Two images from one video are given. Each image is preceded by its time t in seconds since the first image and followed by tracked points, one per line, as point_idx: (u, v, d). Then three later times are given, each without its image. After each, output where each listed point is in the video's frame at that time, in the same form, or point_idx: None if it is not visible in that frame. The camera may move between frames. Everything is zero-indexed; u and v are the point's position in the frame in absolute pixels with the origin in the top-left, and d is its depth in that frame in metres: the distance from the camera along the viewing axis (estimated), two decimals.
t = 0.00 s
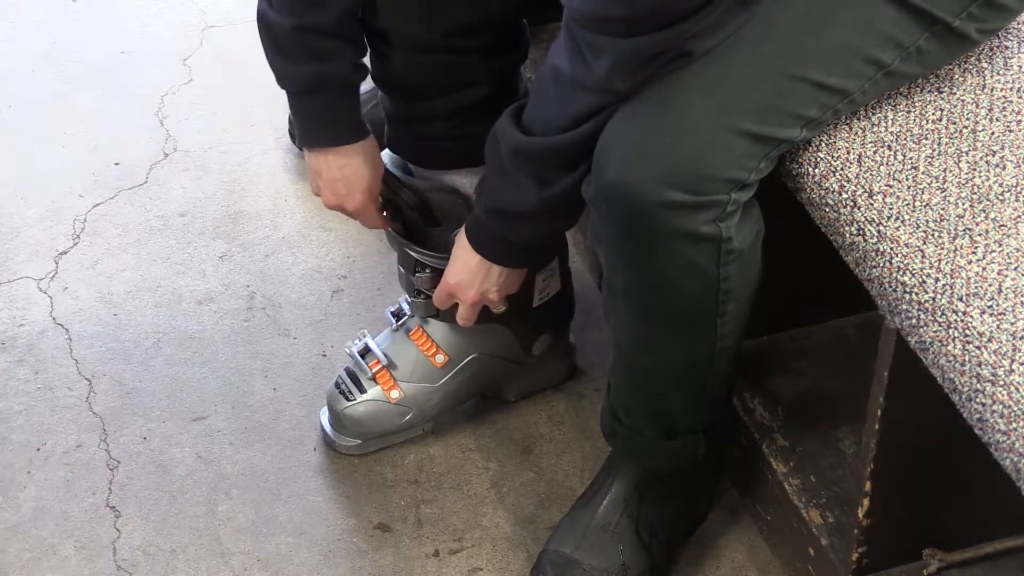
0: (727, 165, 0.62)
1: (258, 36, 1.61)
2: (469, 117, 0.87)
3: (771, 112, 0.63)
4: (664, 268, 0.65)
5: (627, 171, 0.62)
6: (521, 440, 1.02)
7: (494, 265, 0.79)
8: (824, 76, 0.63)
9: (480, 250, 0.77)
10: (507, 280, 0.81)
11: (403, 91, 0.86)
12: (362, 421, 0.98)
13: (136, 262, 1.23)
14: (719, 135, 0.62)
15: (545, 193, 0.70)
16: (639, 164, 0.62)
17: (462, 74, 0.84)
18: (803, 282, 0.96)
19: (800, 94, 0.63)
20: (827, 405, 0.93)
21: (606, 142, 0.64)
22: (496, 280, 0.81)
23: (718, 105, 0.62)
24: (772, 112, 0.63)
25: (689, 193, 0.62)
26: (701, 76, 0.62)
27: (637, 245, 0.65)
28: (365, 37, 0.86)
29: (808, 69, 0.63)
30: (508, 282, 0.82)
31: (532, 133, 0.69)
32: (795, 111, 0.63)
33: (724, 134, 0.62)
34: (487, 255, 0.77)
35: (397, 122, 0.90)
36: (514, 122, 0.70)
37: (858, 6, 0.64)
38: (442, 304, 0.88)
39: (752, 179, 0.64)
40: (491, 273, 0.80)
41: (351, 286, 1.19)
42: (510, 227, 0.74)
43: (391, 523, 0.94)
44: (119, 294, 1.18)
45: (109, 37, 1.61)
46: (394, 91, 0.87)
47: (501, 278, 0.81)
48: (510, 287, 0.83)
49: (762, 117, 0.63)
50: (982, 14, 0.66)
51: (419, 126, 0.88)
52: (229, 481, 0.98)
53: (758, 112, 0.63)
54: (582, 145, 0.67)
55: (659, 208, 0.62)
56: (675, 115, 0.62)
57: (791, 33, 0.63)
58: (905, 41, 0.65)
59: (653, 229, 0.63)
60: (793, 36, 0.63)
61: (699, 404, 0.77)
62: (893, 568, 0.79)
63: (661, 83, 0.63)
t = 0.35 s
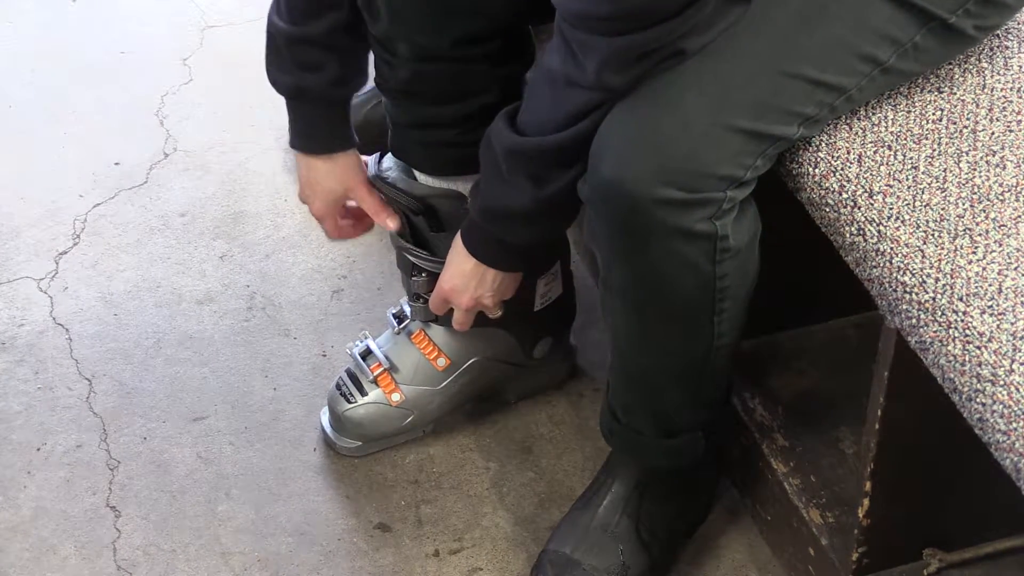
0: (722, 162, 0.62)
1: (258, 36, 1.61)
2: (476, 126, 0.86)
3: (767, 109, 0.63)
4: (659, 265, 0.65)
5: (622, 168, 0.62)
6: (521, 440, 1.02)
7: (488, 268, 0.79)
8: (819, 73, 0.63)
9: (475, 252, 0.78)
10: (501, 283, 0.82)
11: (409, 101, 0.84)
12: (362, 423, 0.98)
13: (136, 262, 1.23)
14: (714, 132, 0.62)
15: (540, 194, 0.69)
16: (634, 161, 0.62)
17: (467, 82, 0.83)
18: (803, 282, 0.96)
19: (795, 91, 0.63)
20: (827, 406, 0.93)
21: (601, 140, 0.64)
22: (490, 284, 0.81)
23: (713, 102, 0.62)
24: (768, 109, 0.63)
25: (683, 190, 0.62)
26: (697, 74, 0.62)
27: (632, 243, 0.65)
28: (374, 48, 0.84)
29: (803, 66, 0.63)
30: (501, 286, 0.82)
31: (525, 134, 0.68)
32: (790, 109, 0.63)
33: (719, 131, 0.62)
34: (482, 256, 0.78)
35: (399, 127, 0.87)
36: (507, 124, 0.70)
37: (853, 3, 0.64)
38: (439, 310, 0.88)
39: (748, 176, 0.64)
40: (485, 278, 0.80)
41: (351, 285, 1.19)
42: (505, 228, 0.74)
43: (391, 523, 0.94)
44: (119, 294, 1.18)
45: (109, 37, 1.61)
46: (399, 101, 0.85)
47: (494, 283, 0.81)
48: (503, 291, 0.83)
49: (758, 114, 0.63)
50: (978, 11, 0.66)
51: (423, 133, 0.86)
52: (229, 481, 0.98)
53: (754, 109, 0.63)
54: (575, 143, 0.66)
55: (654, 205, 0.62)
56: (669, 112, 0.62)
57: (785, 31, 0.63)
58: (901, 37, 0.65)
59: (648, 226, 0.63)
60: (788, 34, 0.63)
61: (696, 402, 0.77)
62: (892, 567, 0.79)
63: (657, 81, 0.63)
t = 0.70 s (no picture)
0: (716, 159, 0.62)
1: (258, 36, 1.61)
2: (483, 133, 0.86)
3: (761, 107, 0.63)
4: (655, 263, 0.65)
5: (617, 166, 0.62)
6: (521, 440, 1.02)
7: (482, 261, 0.79)
8: (814, 70, 0.63)
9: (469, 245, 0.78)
10: (494, 281, 0.81)
11: (416, 107, 0.85)
12: (363, 424, 0.98)
13: (136, 262, 1.23)
14: (708, 130, 0.62)
15: (530, 188, 0.69)
16: (628, 159, 0.62)
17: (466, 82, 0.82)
18: (803, 282, 0.96)
19: (789, 88, 0.63)
20: (828, 406, 0.93)
21: (596, 138, 0.64)
22: (482, 281, 0.81)
23: (708, 100, 0.62)
24: (763, 107, 0.63)
25: (678, 187, 0.62)
26: (691, 72, 0.62)
27: (628, 241, 0.65)
28: (380, 56, 0.84)
29: (797, 63, 0.63)
30: (494, 286, 0.82)
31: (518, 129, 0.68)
32: (785, 106, 0.63)
33: (713, 129, 0.62)
34: (475, 250, 0.77)
35: (403, 131, 0.88)
36: (503, 120, 0.70)
37: (847, 0, 0.64)
38: (432, 313, 0.88)
39: (743, 173, 0.64)
40: (478, 273, 0.80)
41: (351, 285, 1.19)
42: (499, 225, 0.74)
43: (391, 523, 0.94)
44: (119, 294, 1.18)
45: (109, 37, 1.61)
46: (406, 107, 0.85)
47: (487, 280, 0.81)
48: (498, 292, 0.82)
49: (753, 111, 0.63)
50: (973, 7, 0.66)
51: (431, 140, 0.86)
52: (229, 481, 0.98)
53: (748, 106, 0.62)
54: (566, 140, 0.66)
55: (649, 203, 0.62)
56: (663, 109, 0.62)
57: (779, 28, 0.63)
58: (897, 34, 0.65)
59: (643, 224, 0.63)
60: (782, 31, 0.63)
61: (694, 401, 0.77)
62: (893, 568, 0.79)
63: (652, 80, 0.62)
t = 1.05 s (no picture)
0: (713, 156, 0.62)
1: (258, 36, 1.61)
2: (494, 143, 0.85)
3: (758, 103, 0.62)
4: (651, 260, 0.65)
5: (613, 163, 0.62)
6: (521, 440, 1.02)
7: (489, 265, 0.79)
8: (811, 66, 0.63)
9: (476, 249, 0.78)
10: (502, 283, 0.81)
11: (430, 119, 0.84)
12: (363, 424, 0.98)
13: (137, 262, 1.23)
14: (705, 127, 0.62)
15: (529, 185, 0.69)
16: (624, 156, 0.62)
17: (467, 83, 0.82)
18: (802, 282, 0.96)
19: (786, 85, 0.63)
20: (827, 406, 0.93)
21: (592, 135, 0.64)
22: (491, 284, 0.81)
23: (705, 97, 0.61)
24: (760, 103, 0.62)
25: (675, 184, 0.62)
26: (688, 69, 0.61)
27: (624, 238, 0.65)
28: (392, 66, 0.83)
29: (794, 60, 0.62)
30: (502, 287, 0.82)
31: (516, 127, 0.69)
32: (783, 102, 0.63)
33: (710, 126, 0.62)
34: (481, 253, 0.78)
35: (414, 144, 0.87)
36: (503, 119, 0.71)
37: None
38: (440, 318, 0.88)
39: (741, 171, 0.64)
40: (486, 276, 0.80)
41: (351, 285, 1.19)
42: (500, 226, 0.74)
43: (391, 523, 0.94)
44: (119, 294, 1.18)
45: (110, 37, 1.61)
46: (421, 120, 0.84)
47: (495, 282, 0.81)
48: (506, 292, 0.83)
49: (751, 109, 0.62)
50: (971, 5, 0.66)
51: (444, 151, 0.86)
52: (229, 481, 0.98)
53: (745, 103, 0.62)
54: (564, 136, 0.66)
55: (645, 200, 0.62)
56: (659, 107, 0.61)
57: (776, 24, 0.62)
58: (894, 31, 0.65)
59: (639, 221, 0.63)
60: (778, 27, 0.62)
61: (692, 399, 0.77)
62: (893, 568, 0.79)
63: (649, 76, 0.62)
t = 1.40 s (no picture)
0: (708, 154, 0.62)
1: (258, 36, 1.61)
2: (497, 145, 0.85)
3: (752, 100, 0.62)
4: (647, 258, 0.65)
5: (608, 161, 0.62)
6: (521, 440, 1.02)
7: (485, 265, 0.79)
8: (805, 63, 0.63)
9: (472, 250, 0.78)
10: (498, 283, 0.81)
11: (432, 120, 0.84)
12: (363, 424, 0.98)
13: (137, 262, 1.23)
14: (700, 125, 0.62)
15: (523, 183, 0.69)
16: (619, 155, 0.62)
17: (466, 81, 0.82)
18: (801, 284, 0.96)
19: (781, 82, 0.62)
20: (827, 406, 0.93)
21: (588, 133, 0.64)
22: (486, 284, 0.81)
23: (699, 95, 0.61)
24: (754, 100, 0.62)
25: (670, 183, 0.62)
26: (683, 67, 0.61)
27: (620, 236, 0.65)
28: (394, 68, 0.83)
29: (788, 57, 0.62)
30: (498, 287, 0.82)
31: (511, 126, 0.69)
32: (778, 100, 0.63)
33: (704, 124, 0.62)
34: (479, 254, 0.77)
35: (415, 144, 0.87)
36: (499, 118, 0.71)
37: None
38: (438, 317, 0.88)
39: (736, 168, 0.64)
40: (481, 276, 0.80)
41: (351, 285, 1.19)
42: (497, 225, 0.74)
43: (391, 523, 0.94)
44: (119, 295, 1.18)
45: (110, 37, 1.61)
46: (421, 119, 0.84)
47: (491, 283, 0.81)
48: (504, 292, 0.83)
49: (746, 106, 0.62)
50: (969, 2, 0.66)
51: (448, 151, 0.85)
52: (229, 481, 0.98)
53: (739, 100, 0.62)
54: (559, 134, 0.66)
55: (639, 198, 0.62)
56: (653, 104, 0.61)
57: (769, 21, 0.62)
58: (889, 27, 0.64)
59: (633, 219, 0.63)
60: (771, 24, 0.62)
61: (690, 398, 0.77)
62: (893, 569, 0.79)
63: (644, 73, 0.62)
